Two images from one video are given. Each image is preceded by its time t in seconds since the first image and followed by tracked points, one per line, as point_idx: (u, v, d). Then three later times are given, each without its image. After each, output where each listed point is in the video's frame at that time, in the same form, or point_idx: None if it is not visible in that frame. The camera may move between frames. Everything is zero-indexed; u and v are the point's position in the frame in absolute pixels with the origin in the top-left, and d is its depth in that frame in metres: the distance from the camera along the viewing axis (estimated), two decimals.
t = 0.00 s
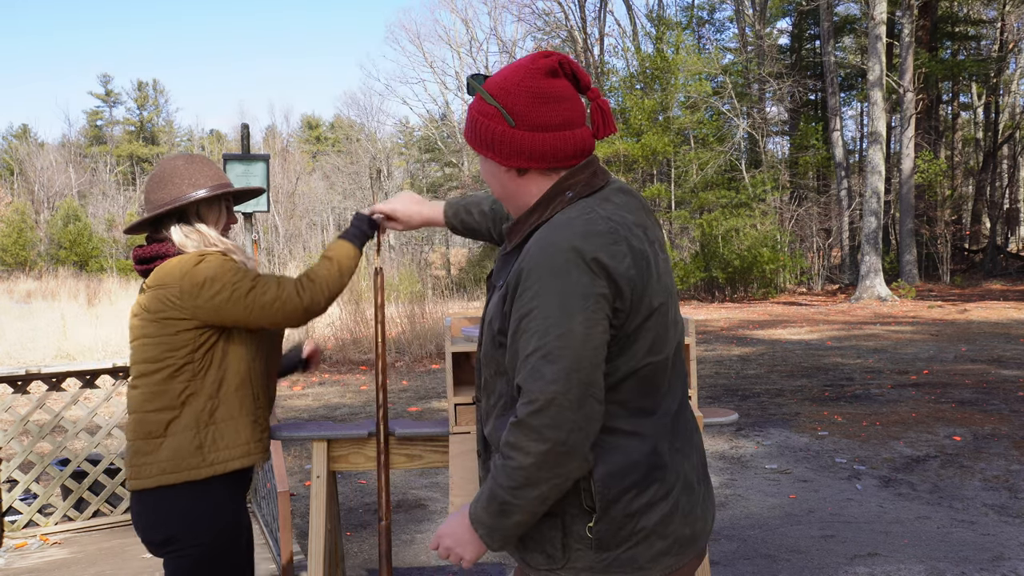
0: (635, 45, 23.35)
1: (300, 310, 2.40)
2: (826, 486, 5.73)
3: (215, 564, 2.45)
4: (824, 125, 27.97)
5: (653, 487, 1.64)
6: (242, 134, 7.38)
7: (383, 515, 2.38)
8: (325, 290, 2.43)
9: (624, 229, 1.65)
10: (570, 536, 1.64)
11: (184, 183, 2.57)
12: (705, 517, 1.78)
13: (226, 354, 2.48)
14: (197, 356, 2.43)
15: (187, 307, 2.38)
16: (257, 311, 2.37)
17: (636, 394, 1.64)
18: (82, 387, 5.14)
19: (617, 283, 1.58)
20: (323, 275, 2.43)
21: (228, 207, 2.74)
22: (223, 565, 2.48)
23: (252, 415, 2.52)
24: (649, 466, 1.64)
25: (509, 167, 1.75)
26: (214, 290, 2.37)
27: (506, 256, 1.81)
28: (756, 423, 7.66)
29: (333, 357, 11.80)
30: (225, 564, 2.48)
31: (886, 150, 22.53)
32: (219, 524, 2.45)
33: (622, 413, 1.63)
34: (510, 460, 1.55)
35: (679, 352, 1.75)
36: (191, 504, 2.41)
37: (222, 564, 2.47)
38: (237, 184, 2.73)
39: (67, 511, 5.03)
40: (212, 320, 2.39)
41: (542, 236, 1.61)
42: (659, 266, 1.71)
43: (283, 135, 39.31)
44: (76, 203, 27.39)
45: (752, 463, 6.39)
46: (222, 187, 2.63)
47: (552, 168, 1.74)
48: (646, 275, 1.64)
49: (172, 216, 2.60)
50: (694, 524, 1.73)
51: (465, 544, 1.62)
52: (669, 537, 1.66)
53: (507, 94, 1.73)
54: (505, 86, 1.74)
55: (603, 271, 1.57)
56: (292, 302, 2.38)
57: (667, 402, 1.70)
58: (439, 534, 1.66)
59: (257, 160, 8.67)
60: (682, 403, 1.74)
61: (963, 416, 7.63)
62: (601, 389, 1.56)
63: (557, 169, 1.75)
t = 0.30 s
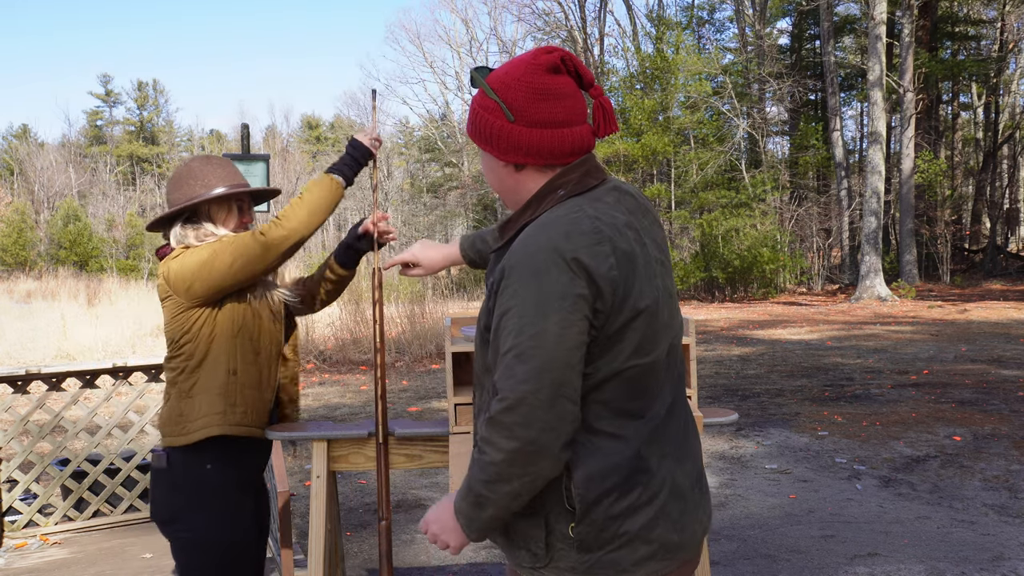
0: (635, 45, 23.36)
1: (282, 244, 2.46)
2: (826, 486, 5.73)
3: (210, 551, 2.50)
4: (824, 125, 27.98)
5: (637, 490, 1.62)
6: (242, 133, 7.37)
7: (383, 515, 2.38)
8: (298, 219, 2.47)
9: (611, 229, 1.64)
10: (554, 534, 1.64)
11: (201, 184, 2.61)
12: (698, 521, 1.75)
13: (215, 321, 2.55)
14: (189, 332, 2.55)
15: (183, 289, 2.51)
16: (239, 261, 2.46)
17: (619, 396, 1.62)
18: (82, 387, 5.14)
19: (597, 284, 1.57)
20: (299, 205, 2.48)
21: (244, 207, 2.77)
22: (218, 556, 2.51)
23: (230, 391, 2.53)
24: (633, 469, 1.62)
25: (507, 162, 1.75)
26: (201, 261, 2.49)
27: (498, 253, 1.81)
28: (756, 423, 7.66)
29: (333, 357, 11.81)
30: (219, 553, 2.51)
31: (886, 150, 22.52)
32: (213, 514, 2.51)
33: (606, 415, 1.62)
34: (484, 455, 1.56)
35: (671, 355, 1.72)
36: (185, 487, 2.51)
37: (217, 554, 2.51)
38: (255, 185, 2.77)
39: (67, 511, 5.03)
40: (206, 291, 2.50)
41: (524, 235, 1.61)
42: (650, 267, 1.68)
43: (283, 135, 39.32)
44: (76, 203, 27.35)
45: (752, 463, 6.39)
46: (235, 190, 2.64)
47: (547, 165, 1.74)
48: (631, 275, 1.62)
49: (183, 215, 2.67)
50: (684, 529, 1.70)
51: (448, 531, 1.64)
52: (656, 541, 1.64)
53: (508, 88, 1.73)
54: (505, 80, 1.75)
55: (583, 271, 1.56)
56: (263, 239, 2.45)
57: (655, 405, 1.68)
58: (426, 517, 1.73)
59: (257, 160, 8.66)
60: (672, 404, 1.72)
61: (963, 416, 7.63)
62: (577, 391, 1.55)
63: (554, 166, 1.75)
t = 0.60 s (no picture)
0: (635, 45, 23.34)
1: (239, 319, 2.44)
2: (826, 486, 5.73)
3: (213, 543, 2.56)
4: (824, 125, 27.95)
5: (616, 487, 1.62)
6: (242, 134, 7.36)
7: (383, 515, 2.38)
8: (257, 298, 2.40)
9: (595, 226, 1.63)
10: (532, 529, 1.67)
11: (216, 182, 2.75)
12: (683, 522, 1.73)
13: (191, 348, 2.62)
14: (178, 347, 2.66)
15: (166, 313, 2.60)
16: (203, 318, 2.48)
17: (600, 394, 1.62)
18: (82, 387, 5.14)
19: (575, 279, 1.57)
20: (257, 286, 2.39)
21: (255, 207, 2.89)
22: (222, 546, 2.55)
23: (202, 410, 2.57)
24: (611, 467, 1.62)
25: (502, 156, 1.75)
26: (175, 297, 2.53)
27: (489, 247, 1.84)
28: (756, 423, 7.67)
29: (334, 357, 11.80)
30: (223, 542, 2.55)
31: (886, 150, 22.50)
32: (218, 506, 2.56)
33: (585, 412, 1.62)
34: (457, 444, 1.59)
35: (659, 353, 1.71)
36: (189, 480, 2.57)
37: (222, 547, 2.56)
38: (271, 185, 2.90)
39: (67, 511, 5.03)
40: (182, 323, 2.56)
41: (506, 230, 1.62)
42: (636, 265, 1.67)
43: (283, 135, 39.31)
44: (76, 203, 27.33)
45: (752, 463, 6.39)
46: (249, 188, 2.78)
47: (541, 160, 1.74)
48: (613, 272, 1.62)
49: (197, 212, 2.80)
50: (666, 530, 1.68)
51: (426, 518, 1.67)
52: (635, 541, 1.64)
53: (506, 82, 1.73)
54: (501, 74, 1.75)
55: (561, 268, 1.56)
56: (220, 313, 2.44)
57: (638, 403, 1.67)
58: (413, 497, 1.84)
59: (257, 160, 8.64)
60: (657, 403, 1.70)
61: (963, 416, 7.63)
62: (551, 386, 1.55)
63: (548, 161, 1.75)
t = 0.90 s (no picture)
0: (636, 45, 23.34)
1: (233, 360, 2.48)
2: (826, 486, 5.73)
3: (212, 544, 2.55)
4: (824, 125, 27.95)
5: (598, 489, 1.62)
6: (241, 134, 7.35)
7: (383, 515, 2.38)
8: (261, 345, 2.45)
9: (581, 228, 1.63)
10: (515, 526, 1.67)
11: (220, 181, 2.74)
12: (668, 524, 1.71)
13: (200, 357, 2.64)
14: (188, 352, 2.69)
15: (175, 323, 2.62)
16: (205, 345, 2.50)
17: (585, 395, 1.62)
18: (82, 387, 5.14)
19: (558, 281, 1.57)
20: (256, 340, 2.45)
21: (259, 206, 2.88)
22: (221, 547, 2.55)
23: (205, 419, 2.59)
24: (594, 468, 1.61)
25: (496, 155, 1.75)
26: (185, 309, 2.56)
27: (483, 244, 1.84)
28: (756, 423, 7.66)
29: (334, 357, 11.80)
30: (223, 543, 2.55)
31: (886, 150, 22.50)
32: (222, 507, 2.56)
33: (568, 412, 1.62)
34: (440, 444, 1.61)
35: (646, 355, 1.70)
36: (194, 479, 2.58)
37: (219, 550, 2.55)
38: (275, 182, 2.88)
39: (67, 511, 5.03)
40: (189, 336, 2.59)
41: (493, 231, 1.63)
42: (623, 266, 1.66)
43: (283, 135, 39.32)
44: (76, 203, 27.31)
45: (752, 463, 6.39)
46: (255, 186, 2.77)
47: (534, 160, 1.74)
48: (598, 275, 1.61)
49: (204, 209, 2.81)
50: (649, 532, 1.67)
51: (416, 518, 1.69)
52: (617, 542, 1.63)
53: (499, 81, 1.73)
54: (495, 72, 1.74)
55: (545, 269, 1.56)
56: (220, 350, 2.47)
57: (624, 405, 1.66)
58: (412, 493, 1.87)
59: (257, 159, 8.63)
60: (644, 405, 1.69)
61: (963, 416, 7.63)
62: (533, 387, 1.56)
63: (542, 161, 1.75)
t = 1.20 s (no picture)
0: (636, 45, 23.34)
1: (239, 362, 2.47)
2: (826, 486, 5.73)
3: (210, 543, 2.55)
4: (824, 125, 27.93)
5: (603, 492, 1.61)
6: (241, 133, 7.35)
7: (383, 515, 2.38)
8: (272, 345, 2.45)
9: (584, 230, 1.62)
10: (522, 528, 1.67)
11: (226, 179, 2.73)
12: (673, 529, 1.71)
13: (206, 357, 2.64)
14: (192, 353, 2.68)
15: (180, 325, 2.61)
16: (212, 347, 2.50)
17: (590, 397, 1.61)
18: (82, 387, 5.14)
19: (560, 285, 1.57)
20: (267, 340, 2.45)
21: (267, 207, 2.87)
22: (223, 546, 2.55)
23: (210, 421, 2.58)
24: (599, 471, 1.60)
25: (501, 159, 1.75)
26: (192, 309, 2.55)
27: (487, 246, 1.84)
28: (756, 423, 7.66)
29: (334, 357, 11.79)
30: (226, 542, 2.55)
31: (886, 150, 22.49)
32: (223, 509, 2.55)
33: (573, 415, 1.61)
34: (443, 446, 1.62)
35: (652, 357, 1.69)
36: (196, 479, 2.57)
37: (218, 550, 2.55)
38: (281, 184, 2.87)
39: (67, 511, 5.03)
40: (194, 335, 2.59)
41: (494, 235, 1.63)
42: (627, 269, 1.65)
43: (283, 135, 39.31)
44: (76, 203, 27.31)
45: (752, 463, 6.39)
46: (261, 186, 2.76)
47: (540, 163, 1.74)
48: (602, 277, 1.61)
49: (210, 208, 2.80)
50: (655, 535, 1.67)
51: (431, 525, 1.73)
52: (623, 545, 1.63)
53: (504, 85, 1.73)
54: (501, 76, 1.74)
55: (547, 272, 1.56)
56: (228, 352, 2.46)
57: (629, 409, 1.65)
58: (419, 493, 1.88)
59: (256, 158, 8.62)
60: (649, 408, 1.68)
61: (963, 416, 7.63)
62: (533, 389, 1.55)
63: (546, 164, 1.75)
